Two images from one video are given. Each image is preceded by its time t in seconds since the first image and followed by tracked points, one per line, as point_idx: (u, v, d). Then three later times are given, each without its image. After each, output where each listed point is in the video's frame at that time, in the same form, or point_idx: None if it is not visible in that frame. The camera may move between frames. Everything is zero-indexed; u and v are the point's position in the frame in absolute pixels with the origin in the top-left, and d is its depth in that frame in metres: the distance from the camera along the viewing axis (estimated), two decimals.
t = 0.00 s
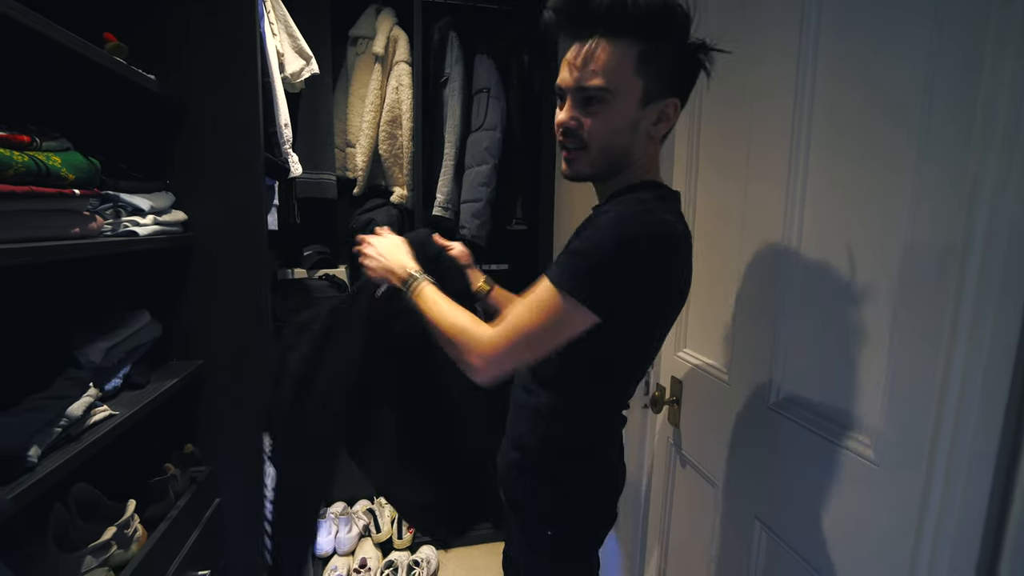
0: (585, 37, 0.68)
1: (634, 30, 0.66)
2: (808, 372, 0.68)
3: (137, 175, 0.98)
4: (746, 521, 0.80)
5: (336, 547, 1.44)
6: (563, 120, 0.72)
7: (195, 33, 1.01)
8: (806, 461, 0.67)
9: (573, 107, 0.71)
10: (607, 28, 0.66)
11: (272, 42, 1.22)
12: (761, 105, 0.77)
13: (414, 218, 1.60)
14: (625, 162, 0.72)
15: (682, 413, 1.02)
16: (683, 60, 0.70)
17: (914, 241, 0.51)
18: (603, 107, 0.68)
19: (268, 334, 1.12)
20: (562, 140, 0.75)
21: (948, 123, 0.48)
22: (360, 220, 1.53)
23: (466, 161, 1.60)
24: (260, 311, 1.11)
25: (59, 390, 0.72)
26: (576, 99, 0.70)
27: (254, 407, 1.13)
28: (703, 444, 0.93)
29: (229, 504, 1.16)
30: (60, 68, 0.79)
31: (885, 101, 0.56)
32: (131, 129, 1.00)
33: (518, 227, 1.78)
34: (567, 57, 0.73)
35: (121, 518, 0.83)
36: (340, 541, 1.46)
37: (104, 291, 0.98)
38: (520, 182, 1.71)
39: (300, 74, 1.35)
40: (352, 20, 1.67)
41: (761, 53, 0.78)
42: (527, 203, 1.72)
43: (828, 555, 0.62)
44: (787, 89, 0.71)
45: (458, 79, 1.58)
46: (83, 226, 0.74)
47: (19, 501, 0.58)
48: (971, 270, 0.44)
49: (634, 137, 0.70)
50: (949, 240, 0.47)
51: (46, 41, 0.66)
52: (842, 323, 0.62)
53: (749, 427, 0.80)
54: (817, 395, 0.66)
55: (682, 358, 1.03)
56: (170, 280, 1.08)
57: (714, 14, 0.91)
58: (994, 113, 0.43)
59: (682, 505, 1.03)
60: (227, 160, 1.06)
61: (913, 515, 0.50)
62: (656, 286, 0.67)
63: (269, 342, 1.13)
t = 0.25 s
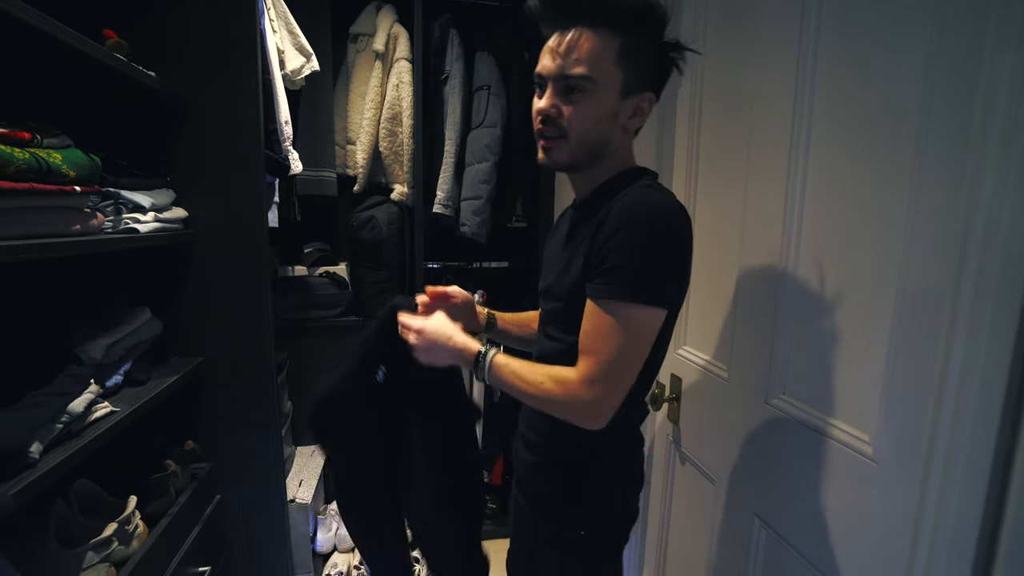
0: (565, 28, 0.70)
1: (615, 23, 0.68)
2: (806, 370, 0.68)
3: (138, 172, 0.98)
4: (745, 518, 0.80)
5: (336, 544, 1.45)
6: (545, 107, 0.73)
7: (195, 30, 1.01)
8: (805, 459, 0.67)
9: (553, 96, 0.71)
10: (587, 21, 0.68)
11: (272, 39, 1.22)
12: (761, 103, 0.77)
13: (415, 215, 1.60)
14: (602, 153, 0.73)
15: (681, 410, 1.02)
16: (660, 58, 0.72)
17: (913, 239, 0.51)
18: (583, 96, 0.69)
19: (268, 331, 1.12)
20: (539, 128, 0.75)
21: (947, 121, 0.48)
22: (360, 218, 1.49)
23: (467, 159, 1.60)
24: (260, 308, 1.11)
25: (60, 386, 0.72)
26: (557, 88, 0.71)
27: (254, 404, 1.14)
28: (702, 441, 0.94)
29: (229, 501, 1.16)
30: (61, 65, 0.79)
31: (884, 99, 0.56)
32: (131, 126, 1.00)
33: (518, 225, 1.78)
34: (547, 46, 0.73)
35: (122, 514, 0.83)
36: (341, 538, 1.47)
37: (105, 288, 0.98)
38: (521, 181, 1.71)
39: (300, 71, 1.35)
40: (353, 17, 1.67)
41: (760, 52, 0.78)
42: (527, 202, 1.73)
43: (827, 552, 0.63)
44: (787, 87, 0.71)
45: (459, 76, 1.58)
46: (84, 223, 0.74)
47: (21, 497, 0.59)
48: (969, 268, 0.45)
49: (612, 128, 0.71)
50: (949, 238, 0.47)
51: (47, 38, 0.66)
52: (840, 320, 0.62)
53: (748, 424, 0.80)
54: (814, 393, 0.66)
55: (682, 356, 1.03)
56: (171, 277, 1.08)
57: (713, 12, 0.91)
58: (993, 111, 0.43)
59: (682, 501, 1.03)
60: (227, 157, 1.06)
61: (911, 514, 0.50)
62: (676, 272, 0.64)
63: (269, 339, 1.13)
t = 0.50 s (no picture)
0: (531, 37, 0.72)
1: (579, 28, 0.69)
2: (805, 368, 0.68)
3: (136, 170, 0.98)
4: (743, 517, 0.80)
5: (335, 543, 1.45)
6: (515, 113, 0.73)
7: (194, 29, 1.01)
8: (803, 457, 0.67)
9: (522, 103, 0.72)
10: (552, 27, 0.70)
11: (272, 38, 1.22)
12: (760, 101, 0.77)
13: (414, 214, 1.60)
14: (574, 156, 0.73)
15: (681, 409, 1.02)
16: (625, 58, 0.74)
17: (911, 237, 0.51)
18: (549, 100, 0.70)
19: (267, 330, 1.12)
20: (514, 134, 0.76)
21: (945, 118, 0.48)
22: (359, 217, 1.48)
23: (466, 158, 1.59)
24: (259, 307, 1.11)
25: (58, 385, 0.72)
26: (525, 95, 0.72)
27: (253, 403, 1.13)
28: (701, 440, 0.93)
29: (228, 500, 1.16)
30: (60, 63, 0.79)
31: (883, 96, 0.56)
32: (130, 125, 1.00)
33: (517, 224, 1.78)
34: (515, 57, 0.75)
35: (120, 513, 0.83)
36: (340, 538, 1.46)
37: (104, 286, 0.98)
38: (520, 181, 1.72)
39: (299, 69, 1.35)
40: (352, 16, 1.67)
41: (760, 50, 0.77)
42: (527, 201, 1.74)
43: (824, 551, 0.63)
44: (786, 85, 0.71)
45: (458, 75, 1.57)
46: (83, 221, 0.74)
47: (18, 497, 0.58)
48: (966, 266, 0.45)
49: (581, 130, 0.72)
50: (947, 235, 0.47)
51: (45, 36, 0.66)
52: (839, 318, 0.62)
53: (747, 423, 0.80)
54: (814, 391, 0.66)
55: (681, 355, 1.03)
56: (169, 276, 1.07)
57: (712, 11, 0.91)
58: (990, 109, 0.43)
59: (682, 500, 1.03)
60: (226, 156, 1.05)
61: (908, 512, 0.50)
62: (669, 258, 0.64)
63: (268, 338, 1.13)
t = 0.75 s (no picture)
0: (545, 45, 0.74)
1: (593, 39, 0.71)
2: (801, 367, 0.68)
3: (132, 172, 0.98)
4: (740, 516, 0.81)
5: (333, 545, 1.44)
6: (529, 115, 0.73)
7: (190, 30, 1.00)
8: (801, 458, 0.67)
9: (538, 104, 0.72)
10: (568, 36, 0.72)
11: (268, 39, 1.22)
12: (756, 103, 0.78)
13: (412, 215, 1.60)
14: (585, 159, 0.74)
15: (678, 410, 1.02)
16: (638, 64, 0.76)
17: (907, 237, 0.51)
18: (568, 101, 0.70)
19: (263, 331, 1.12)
20: (528, 135, 0.75)
21: (940, 119, 0.48)
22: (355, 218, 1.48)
23: (463, 159, 1.59)
24: (255, 309, 1.11)
25: (54, 386, 0.72)
26: (542, 97, 0.72)
27: (250, 404, 1.13)
28: (698, 440, 0.93)
29: (224, 502, 1.16)
30: (55, 64, 0.78)
31: (878, 98, 0.56)
32: (126, 126, 1.00)
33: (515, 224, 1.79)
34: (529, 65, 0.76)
35: (116, 515, 0.83)
36: (337, 539, 1.46)
37: (100, 288, 0.98)
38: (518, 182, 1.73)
39: (296, 70, 1.35)
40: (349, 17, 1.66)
41: (756, 52, 0.78)
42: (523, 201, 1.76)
43: (822, 551, 0.63)
44: (782, 86, 0.72)
45: (455, 76, 1.57)
46: (78, 223, 0.74)
47: (13, 499, 0.58)
48: (962, 265, 0.45)
49: (594, 133, 0.72)
50: (942, 236, 0.47)
51: (40, 37, 0.66)
52: (835, 319, 0.62)
53: (744, 423, 0.80)
54: (810, 392, 0.66)
55: (679, 356, 1.03)
56: (165, 278, 1.07)
57: (708, 12, 0.91)
58: (985, 110, 0.43)
59: (679, 500, 1.03)
60: (222, 157, 1.05)
61: (905, 512, 0.50)
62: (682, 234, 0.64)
63: (265, 339, 1.12)
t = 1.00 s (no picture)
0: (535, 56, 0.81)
1: (582, 49, 0.79)
2: (801, 368, 0.68)
3: (132, 173, 0.98)
4: (739, 517, 0.81)
5: (332, 546, 1.44)
6: (525, 118, 0.78)
7: (190, 32, 1.01)
8: (800, 458, 0.67)
9: (533, 110, 0.77)
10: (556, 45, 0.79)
11: (267, 40, 1.22)
12: (755, 105, 0.78)
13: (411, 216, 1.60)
14: (578, 159, 0.78)
15: (677, 411, 1.02)
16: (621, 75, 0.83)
17: (906, 240, 0.51)
18: (562, 104, 0.76)
19: (262, 332, 1.12)
20: (522, 139, 0.79)
21: (938, 122, 0.48)
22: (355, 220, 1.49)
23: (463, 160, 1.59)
24: (254, 310, 1.11)
25: (52, 388, 0.72)
26: (537, 101, 0.77)
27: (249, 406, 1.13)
28: (698, 441, 0.93)
29: (223, 503, 1.15)
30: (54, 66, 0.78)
31: (876, 100, 0.56)
32: (126, 128, 1.00)
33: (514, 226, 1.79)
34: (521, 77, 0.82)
35: (115, 517, 0.83)
36: (336, 540, 1.46)
37: (99, 289, 0.98)
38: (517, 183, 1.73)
39: (295, 72, 1.35)
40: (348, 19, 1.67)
41: (755, 53, 0.78)
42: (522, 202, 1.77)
43: (823, 552, 0.62)
44: (781, 88, 0.72)
45: (454, 77, 1.57)
46: (77, 224, 0.74)
47: (12, 501, 0.58)
48: (960, 266, 0.45)
49: (585, 134, 0.78)
50: (941, 238, 0.47)
51: (39, 39, 0.66)
52: (835, 321, 0.62)
53: (743, 424, 0.80)
54: (810, 394, 0.66)
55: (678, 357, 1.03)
56: (165, 279, 1.07)
57: (706, 14, 0.91)
58: (982, 112, 0.43)
59: (678, 501, 1.03)
60: (222, 158, 1.05)
61: (905, 514, 0.50)
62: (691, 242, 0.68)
63: (264, 340, 1.12)
